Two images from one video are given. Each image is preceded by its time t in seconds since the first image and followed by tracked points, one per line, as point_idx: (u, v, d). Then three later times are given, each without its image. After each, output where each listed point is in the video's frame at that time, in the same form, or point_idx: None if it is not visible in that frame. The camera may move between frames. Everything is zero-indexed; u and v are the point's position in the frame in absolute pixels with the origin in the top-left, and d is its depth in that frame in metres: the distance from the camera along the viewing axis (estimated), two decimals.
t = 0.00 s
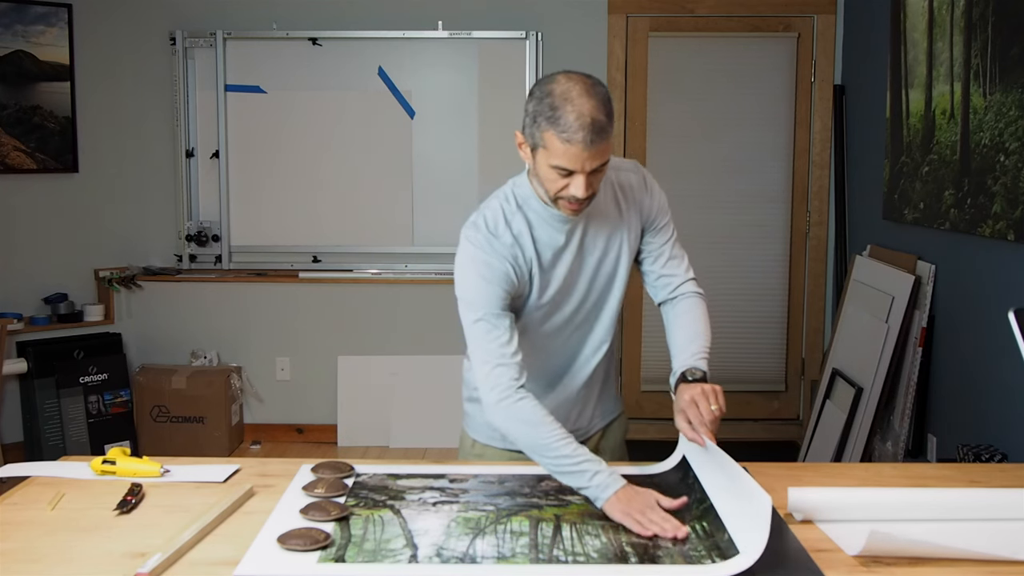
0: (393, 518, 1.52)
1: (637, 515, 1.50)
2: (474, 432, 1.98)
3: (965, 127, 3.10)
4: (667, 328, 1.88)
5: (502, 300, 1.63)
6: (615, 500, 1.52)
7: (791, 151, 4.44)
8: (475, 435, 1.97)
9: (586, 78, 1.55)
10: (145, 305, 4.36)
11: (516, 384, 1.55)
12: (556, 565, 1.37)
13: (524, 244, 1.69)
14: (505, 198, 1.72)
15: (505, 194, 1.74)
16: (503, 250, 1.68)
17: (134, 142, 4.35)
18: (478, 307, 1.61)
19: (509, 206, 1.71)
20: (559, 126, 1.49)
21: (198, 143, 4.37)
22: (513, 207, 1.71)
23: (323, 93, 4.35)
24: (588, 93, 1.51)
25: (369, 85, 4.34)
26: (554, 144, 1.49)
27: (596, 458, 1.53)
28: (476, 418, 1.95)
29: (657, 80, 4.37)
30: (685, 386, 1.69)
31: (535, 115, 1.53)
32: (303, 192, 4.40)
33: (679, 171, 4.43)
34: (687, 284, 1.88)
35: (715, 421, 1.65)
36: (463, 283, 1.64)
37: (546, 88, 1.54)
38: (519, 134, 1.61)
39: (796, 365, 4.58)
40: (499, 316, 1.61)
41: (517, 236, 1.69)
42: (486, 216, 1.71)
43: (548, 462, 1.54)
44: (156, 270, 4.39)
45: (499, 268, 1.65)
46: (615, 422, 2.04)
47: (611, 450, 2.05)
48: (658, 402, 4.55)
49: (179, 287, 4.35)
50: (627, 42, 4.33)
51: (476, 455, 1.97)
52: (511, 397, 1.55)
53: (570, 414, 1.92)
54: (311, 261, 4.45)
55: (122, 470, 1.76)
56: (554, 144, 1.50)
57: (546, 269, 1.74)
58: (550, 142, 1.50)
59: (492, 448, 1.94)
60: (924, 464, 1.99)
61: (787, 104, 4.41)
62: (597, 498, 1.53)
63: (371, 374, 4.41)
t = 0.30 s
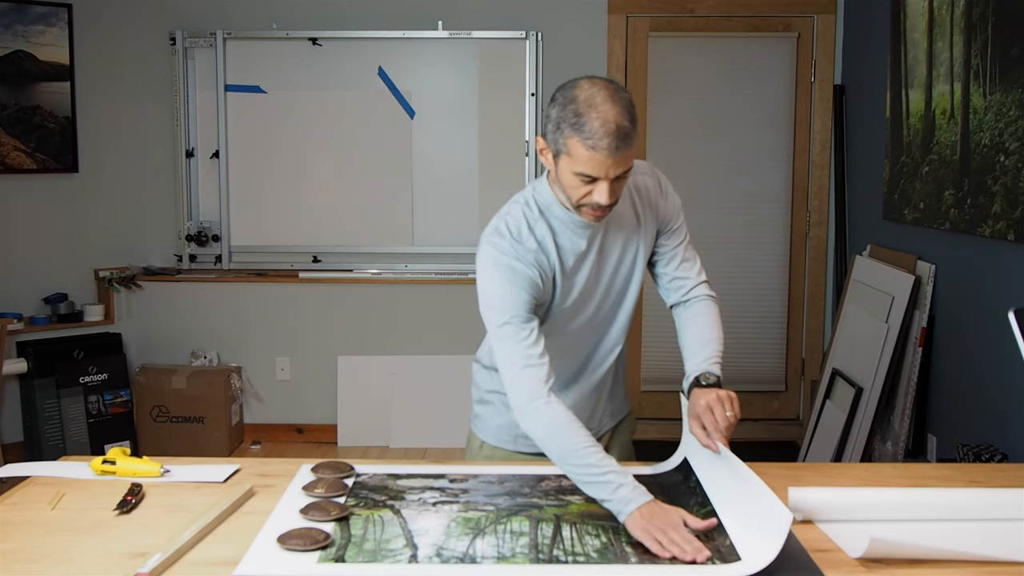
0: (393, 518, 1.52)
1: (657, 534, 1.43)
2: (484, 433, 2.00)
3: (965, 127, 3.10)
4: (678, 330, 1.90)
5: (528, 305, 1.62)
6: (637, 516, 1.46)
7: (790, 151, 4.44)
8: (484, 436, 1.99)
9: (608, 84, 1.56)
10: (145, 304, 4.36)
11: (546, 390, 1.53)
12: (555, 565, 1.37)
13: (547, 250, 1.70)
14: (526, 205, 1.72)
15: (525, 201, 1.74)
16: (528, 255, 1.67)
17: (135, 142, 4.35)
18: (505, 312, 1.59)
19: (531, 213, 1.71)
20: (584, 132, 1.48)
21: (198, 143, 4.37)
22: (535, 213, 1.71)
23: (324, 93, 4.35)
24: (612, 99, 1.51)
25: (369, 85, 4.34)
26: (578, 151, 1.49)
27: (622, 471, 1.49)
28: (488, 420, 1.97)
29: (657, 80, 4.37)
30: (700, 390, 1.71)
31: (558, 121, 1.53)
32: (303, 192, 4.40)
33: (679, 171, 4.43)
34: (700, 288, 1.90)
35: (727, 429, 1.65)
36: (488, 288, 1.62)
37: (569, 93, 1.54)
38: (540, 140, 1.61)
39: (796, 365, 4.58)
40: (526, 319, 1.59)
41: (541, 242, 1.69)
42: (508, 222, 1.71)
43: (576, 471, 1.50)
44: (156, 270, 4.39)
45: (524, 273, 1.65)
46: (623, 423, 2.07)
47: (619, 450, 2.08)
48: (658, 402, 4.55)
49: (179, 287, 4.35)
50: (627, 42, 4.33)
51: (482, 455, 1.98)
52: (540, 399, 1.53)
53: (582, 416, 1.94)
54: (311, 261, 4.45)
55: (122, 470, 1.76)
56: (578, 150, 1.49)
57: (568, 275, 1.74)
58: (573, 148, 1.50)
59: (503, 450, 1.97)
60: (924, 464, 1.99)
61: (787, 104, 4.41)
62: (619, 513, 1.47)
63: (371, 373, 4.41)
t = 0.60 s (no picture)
0: (393, 518, 1.52)
1: (676, 527, 1.45)
2: (489, 434, 2.00)
3: (965, 127, 3.10)
4: (689, 331, 1.90)
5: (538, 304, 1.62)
6: (654, 511, 1.47)
7: (790, 151, 4.44)
8: (490, 437, 1.99)
9: (626, 86, 1.55)
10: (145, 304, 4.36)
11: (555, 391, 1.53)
12: (556, 565, 1.37)
13: (558, 249, 1.70)
14: (538, 204, 1.73)
15: (537, 200, 1.74)
16: (538, 254, 1.67)
17: (135, 142, 4.35)
18: (515, 310, 1.59)
19: (543, 211, 1.71)
20: (604, 135, 1.48)
21: (198, 143, 4.37)
22: (546, 212, 1.71)
23: (324, 93, 4.35)
24: (631, 101, 1.51)
25: (369, 85, 4.34)
26: (598, 154, 1.49)
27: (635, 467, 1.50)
28: (494, 421, 1.97)
29: (657, 80, 4.37)
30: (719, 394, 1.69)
31: (577, 123, 1.52)
32: (303, 192, 4.40)
33: (679, 170, 4.43)
34: (711, 290, 1.89)
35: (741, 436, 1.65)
36: (499, 286, 1.62)
37: (587, 95, 1.54)
38: (556, 140, 1.61)
39: (796, 365, 4.58)
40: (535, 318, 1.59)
41: (551, 241, 1.70)
42: (519, 221, 1.71)
43: (589, 470, 1.51)
44: (156, 270, 4.39)
45: (534, 271, 1.65)
46: (629, 425, 2.07)
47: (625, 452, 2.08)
48: (658, 402, 4.54)
49: (179, 287, 4.35)
50: (627, 42, 4.34)
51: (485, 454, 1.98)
52: (551, 398, 1.53)
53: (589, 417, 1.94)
54: (311, 261, 4.45)
55: (122, 470, 1.76)
56: (598, 153, 1.50)
57: (578, 274, 1.74)
58: (593, 151, 1.50)
59: (507, 451, 1.97)
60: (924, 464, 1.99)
61: (787, 104, 4.41)
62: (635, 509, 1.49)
63: (371, 374, 4.41)
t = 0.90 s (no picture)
0: (393, 518, 1.52)
1: (677, 508, 1.53)
2: (492, 433, 2.00)
3: (965, 127, 3.10)
4: (695, 332, 1.89)
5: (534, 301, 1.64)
6: (655, 494, 1.54)
7: (790, 151, 4.44)
8: (492, 436, 2.00)
9: (629, 84, 1.55)
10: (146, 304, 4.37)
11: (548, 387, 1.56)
12: (556, 565, 1.37)
13: (556, 245, 1.70)
14: (538, 199, 1.73)
15: (538, 195, 1.75)
16: (535, 250, 1.68)
17: (135, 142, 4.35)
18: (510, 308, 1.61)
19: (542, 207, 1.72)
20: (608, 135, 1.48)
21: (198, 143, 4.37)
22: (546, 208, 1.72)
23: (323, 93, 4.35)
24: (634, 100, 1.50)
25: (369, 85, 4.34)
26: (602, 153, 1.50)
27: (632, 455, 1.55)
28: (496, 420, 1.97)
29: (657, 80, 4.37)
30: (736, 402, 1.68)
31: (581, 122, 1.52)
32: (303, 192, 4.40)
33: (679, 170, 4.42)
34: (716, 290, 1.88)
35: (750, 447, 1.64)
36: (495, 283, 1.63)
37: (591, 94, 1.53)
38: (559, 139, 1.61)
39: (796, 365, 4.58)
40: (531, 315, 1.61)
41: (550, 237, 1.70)
42: (519, 215, 1.72)
43: (586, 462, 1.56)
44: (156, 270, 4.39)
45: (531, 268, 1.66)
46: (632, 426, 2.07)
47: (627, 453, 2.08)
48: (658, 402, 4.54)
49: (179, 287, 4.35)
50: (627, 42, 4.34)
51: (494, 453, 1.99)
52: (544, 399, 1.56)
53: (591, 416, 1.94)
54: (311, 261, 4.45)
55: (122, 470, 1.76)
56: (602, 153, 1.50)
57: (577, 271, 1.75)
58: (597, 150, 1.50)
59: (510, 450, 1.97)
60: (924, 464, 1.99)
61: (787, 104, 4.41)
62: (634, 494, 1.56)
63: (371, 374, 4.41)
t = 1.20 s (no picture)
0: (393, 518, 1.52)
1: (674, 496, 1.57)
2: (494, 431, 2.00)
3: (965, 127, 3.10)
4: (698, 333, 1.88)
5: (531, 297, 1.67)
6: (652, 483, 1.59)
7: (790, 151, 4.44)
8: (495, 435, 2.00)
9: (629, 81, 1.55)
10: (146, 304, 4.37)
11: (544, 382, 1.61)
12: (556, 566, 1.37)
13: (553, 241, 1.72)
14: (538, 196, 1.75)
15: (537, 191, 1.76)
16: (533, 247, 1.70)
17: (135, 142, 4.35)
18: (508, 304, 1.65)
19: (541, 204, 1.73)
20: (608, 132, 1.48)
21: (198, 143, 4.37)
22: (545, 204, 1.73)
23: (323, 93, 4.35)
24: (634, 98, 1.51)
25: (369, 85, 4.34)
26: (602, 150, 1.50)
27: (629, 445, 1.61)
28: (498, 418, 1.98)
29: (657, 80, 4.37)
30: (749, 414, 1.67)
31: (582, 120, 1.52)
32: (303, 192, 4.40)
33: (679, 170, 4.42)
34: (719, 291, 1.87)
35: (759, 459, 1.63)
36: (493, 279, 1.66)
37: (591, 92, 1.53)
38: (559, 137, 1.61)
39: (796, 365, 4.58)
40: (528, 312, 1.65)
41: (548, 233, 1.72)
42: (518, 211, 1.74)
43: (586, 454, 1.63)
44: (156, 270, 4.39)
45: (529, 264, 1.68)
46: (634, 426, 2.07)
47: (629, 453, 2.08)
48: (659, 402, 4.54)
49: (179, 287, 4.35)
50: (627, 42, 4.34)
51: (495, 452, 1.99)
52: (543, 394, 1.61)
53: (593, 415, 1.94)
54: (311, 261, 4.45)
55: (122, 470, 1.76)
56: (602, 149, 1.50)
57: (576, 269, 1.76)
58: (597, 147, 1.50)
59: (512, 448, 1.97)
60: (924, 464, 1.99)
61: (787, 104, 4.41)
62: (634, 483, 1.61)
63: (371, 374, 4.41)
